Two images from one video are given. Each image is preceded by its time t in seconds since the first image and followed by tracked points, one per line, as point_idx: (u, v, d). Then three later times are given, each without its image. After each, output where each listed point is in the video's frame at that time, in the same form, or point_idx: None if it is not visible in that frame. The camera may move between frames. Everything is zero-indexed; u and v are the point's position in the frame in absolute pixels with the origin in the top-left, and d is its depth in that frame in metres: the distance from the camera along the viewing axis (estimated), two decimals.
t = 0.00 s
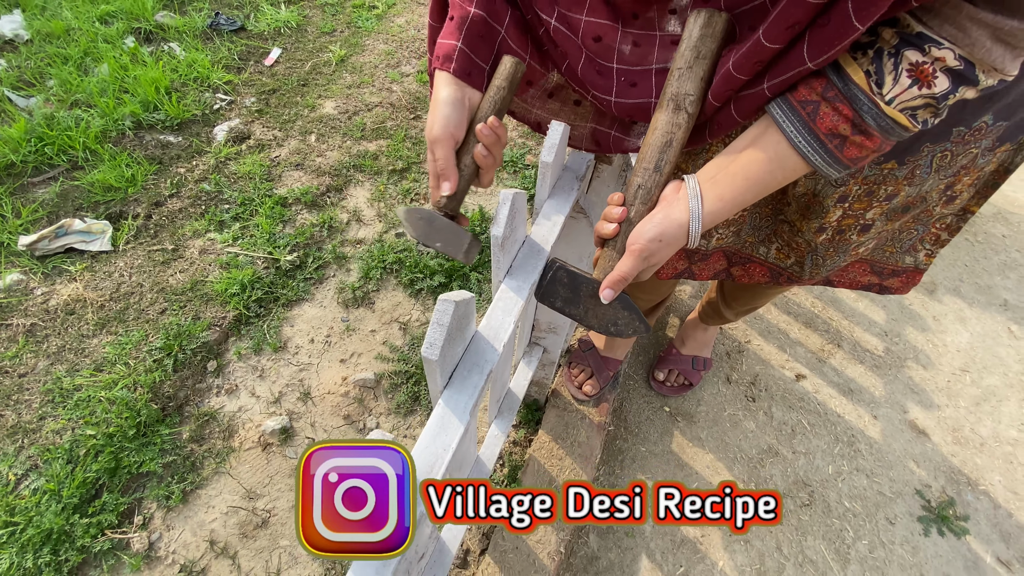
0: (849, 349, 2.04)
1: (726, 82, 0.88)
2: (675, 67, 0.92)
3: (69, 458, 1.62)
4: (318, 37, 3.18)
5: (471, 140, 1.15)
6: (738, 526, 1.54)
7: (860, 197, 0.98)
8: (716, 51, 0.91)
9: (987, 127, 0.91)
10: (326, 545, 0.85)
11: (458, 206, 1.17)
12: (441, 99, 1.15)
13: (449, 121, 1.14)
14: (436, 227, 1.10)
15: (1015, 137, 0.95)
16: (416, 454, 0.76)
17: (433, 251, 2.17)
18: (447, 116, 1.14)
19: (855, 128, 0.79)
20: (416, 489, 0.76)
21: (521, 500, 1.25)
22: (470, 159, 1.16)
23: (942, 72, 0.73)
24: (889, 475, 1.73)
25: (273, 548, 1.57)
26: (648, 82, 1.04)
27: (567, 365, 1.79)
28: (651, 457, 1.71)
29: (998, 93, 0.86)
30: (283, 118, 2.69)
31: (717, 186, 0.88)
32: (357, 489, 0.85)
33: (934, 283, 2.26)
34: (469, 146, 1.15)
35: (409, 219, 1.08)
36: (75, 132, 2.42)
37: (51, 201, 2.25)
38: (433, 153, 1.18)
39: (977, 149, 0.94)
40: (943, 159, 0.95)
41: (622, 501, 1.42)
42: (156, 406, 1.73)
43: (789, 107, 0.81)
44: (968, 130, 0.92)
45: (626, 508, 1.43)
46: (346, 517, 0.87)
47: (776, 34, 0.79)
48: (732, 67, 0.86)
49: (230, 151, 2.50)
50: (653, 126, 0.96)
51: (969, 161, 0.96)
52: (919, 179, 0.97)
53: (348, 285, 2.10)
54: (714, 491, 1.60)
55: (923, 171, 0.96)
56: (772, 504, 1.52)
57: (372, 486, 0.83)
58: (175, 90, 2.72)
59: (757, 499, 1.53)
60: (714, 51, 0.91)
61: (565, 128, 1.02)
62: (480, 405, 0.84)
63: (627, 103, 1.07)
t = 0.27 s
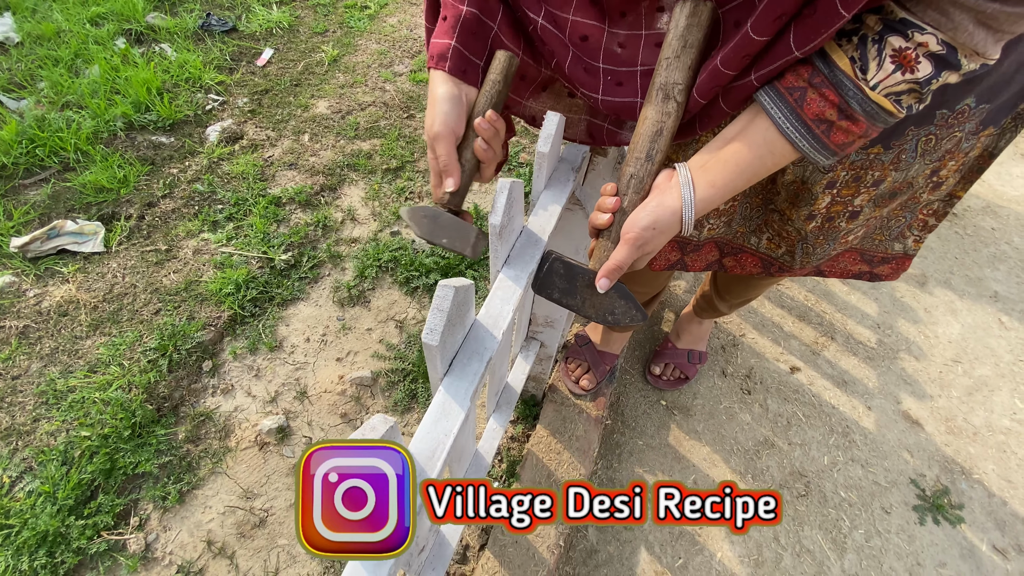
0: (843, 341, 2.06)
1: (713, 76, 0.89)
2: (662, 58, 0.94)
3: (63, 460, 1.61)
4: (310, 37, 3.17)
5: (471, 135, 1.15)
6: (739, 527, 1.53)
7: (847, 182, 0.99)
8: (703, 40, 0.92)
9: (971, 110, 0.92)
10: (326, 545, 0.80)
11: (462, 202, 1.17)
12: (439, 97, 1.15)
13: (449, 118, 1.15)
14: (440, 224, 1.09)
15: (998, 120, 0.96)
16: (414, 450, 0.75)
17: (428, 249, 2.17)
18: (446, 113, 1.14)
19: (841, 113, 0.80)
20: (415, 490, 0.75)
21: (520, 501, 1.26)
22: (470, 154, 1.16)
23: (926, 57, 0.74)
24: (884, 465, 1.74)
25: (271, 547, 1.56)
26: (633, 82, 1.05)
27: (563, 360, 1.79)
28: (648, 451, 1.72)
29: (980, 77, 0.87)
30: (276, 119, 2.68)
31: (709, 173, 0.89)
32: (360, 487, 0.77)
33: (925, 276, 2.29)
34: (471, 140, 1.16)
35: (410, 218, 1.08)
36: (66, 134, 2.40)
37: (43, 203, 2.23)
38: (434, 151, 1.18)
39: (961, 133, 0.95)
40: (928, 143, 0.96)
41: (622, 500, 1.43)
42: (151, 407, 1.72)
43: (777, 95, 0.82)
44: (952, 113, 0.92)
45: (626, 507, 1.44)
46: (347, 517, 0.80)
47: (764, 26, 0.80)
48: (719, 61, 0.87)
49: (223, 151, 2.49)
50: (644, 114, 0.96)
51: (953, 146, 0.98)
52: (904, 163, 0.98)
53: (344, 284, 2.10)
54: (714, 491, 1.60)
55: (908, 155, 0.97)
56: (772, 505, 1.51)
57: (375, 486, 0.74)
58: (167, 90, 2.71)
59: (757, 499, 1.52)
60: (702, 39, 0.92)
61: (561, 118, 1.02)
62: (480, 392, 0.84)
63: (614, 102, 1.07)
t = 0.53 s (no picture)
0: (840, 335, 2.07)
1: (716, 70, 0.90)
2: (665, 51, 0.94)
3: (64, 458, 1.61)
4: (307, 36, 3.17)
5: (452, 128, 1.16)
6: (739, 527, 1.53)
7: (842, 170, 1.00)
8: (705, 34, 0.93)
9: (963, 96, 0.93)
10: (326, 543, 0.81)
11: (443, 194, 1.19)
12: (421, 89, 1.18)
13: (429, 110, 1.17)
14: (422, 218, 1.14)
15: (987, 107, 0.98)
16: (424, 437, 0.75)
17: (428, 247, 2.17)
18: (426, 106, 1.17)
19: (845, 104, 0.81)
20: (416, 490, 0.74)
21: (520, 500, 1.26)
22: (452, 146, 1.17)
23: (928, 47, 0.75)
24: (882, 457, 1.76)
25: (273, 544, 1.56)
26: (634, 70, 1.05)
27: (563, 355, 1.80)
28: (648, 445, 1.73)
29: (975, 64, 0.88)
30: (274, 117, 2.68)
31: (714, 166, 0.90)
32: (359, 488, 0.76)
33: (921, 271, 2.31)
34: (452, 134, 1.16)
35: (394, 207, 1.15)
36: (62, 133, 2.40)
37: (39, 202, 2.22)
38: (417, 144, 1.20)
39: (954, 119, 0.97)
40: (922, 130, 0.97)
41: (622, 501, 1.42)
42: (152, 405, 1.72)
43: (781, 88, 0.83)
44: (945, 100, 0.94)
45: (626, 508, 1.43)
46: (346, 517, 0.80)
47: (768, 16, 0.81)
48: (722, 54, 0.88)
49: (220, 150, 2.49)
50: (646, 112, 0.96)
51: (945, 132, 0.99)
52: (898, 150, 0.99)
53: (344, 282, 2.10)
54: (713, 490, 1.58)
55: (903, 142, 0.98)
56: (772, 504, 1.51)
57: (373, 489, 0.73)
58: (163, 89, 2.71)
59: (757, 499, 1.52)
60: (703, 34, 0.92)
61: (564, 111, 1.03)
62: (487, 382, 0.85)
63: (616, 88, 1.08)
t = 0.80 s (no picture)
0: (838, 332, 2.08)
1: (711, 69, 0.90)
2: (660, 51, 0.93)
3: (64, 454, 1.61)
4: (306, 33, 3.16)
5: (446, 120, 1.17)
6: (739, 527, 1.53)
7: (838, 162, 1.01)
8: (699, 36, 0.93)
9: (954, 84, 0.94)
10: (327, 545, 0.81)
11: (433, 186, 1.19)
12: (414, 78, 1.17)
13: (421, 99, 1.17)
14: (412, 209, 1.13)
15: (979, 95, 0.99)
16: (426, 426, 0.76)
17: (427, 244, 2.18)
18: (419, 95, 1.16)
19: (839, 102, 0.82)
20: (416, 490, 0.74)
21: (521, 500, 1.26)
22: (445, 138, 1.18)
23: (916, 44, 0.77)
24: (880, 452, 1.77)
25: (274, 539, 1.56)
26: (626, 65, 1.05)
27: (563, 352, 1.81)
28: (647, 440, 1.74)
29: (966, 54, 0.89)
30: (273, 114, 2.68)
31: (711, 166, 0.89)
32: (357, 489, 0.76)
33: (919, 268, 2.32)
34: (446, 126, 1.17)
35: (382, 195, 1.12)
36: (61, 130, 2.39)
37: (38, 199, 2.22)
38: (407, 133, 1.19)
39: (946, 107, 0.98)
40: (914, 118, 0.98)
41: (622, 501, 1.42)
42: (152, 401, 1.72)
43: (775, 87, 0.83)
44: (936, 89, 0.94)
45: (626, 508, 1.43)
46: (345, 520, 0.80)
47: (763, 12, 0.81)
48: (716, 54, 0.88)
49: (220, 147, 2.48)
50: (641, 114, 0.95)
51: (938, 121, 1.00)
52: (892, 140, 1.00)
53: (343, 279, 2.10)
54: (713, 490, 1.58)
55: (896, 132, 0.99)
56: (772, 504, 1.51)
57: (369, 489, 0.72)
58: (162, 86, 2.70)
59: (757, 499, 1.52)
60: (697, 36, 0.92)
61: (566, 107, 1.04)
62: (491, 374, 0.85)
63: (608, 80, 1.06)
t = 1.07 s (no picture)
0: (837, 325, 2.09)
1: (714, 50, 0.90)
2: (661, 30, 0.92)
3: (65, 443, 1.61)
4: (307, 27, 3.16)
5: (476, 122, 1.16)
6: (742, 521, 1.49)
7: (838, 147, 1.01)
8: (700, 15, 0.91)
9: (952, 66, 0.94)
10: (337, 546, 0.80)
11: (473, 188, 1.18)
12: (440, 83, 1.15)
13: (452, 104, 1.15)
14: (458, 215, 1.10)
15: (975, 75, 1.00)
16: (429, 404, 0.75)
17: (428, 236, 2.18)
18: (449, 100, 1.15)
19: (844, 81, 0.83)
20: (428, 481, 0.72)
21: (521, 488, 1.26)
22: (477, 139, 1.17)
23: (921, 22, 0.79)
24: (879, 444, 1.78)
25: (275, 528, 1.56)
26: (624, 61, 1.05)
27: (563, 343, 1.81)
28: (647, 431, 1.74)
29: (965, 36, 0.89)
30: (273, 107, 2.68)
31: (715, 147, 0.90)
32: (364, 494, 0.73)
33: (918, 262, 2.33)
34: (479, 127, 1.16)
35: (421, 210, 1.10)
36: (61, 121, 2.39)
37: (39, 190, 2.22)
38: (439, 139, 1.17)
39: (943, 89, 0.98)
40: (913, 101, 0.99)
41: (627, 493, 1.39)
42: (153, 391, 1.73)
43: (781, 67, 0.83)
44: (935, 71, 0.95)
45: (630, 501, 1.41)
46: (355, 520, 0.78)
47: None
48: (721, 34, 0.87)
49: (220, 139, 2.48)
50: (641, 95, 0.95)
51: (935, 103, 1.01)
52: (891, 123, 1.01)
53: (344, 271, 2.10)
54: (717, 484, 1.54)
55: (895, 115, 0.99)
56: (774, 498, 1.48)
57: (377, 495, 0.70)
58: (163, 79, 2.70)
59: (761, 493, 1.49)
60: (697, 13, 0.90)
61: (568, 91, 1.04)
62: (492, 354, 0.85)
63: (605, 82, 1.07)
